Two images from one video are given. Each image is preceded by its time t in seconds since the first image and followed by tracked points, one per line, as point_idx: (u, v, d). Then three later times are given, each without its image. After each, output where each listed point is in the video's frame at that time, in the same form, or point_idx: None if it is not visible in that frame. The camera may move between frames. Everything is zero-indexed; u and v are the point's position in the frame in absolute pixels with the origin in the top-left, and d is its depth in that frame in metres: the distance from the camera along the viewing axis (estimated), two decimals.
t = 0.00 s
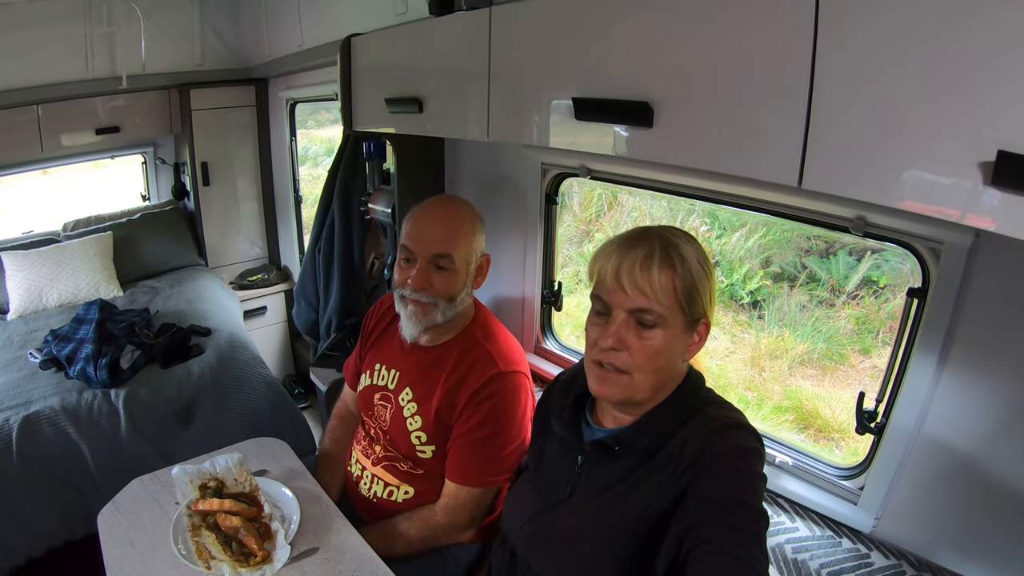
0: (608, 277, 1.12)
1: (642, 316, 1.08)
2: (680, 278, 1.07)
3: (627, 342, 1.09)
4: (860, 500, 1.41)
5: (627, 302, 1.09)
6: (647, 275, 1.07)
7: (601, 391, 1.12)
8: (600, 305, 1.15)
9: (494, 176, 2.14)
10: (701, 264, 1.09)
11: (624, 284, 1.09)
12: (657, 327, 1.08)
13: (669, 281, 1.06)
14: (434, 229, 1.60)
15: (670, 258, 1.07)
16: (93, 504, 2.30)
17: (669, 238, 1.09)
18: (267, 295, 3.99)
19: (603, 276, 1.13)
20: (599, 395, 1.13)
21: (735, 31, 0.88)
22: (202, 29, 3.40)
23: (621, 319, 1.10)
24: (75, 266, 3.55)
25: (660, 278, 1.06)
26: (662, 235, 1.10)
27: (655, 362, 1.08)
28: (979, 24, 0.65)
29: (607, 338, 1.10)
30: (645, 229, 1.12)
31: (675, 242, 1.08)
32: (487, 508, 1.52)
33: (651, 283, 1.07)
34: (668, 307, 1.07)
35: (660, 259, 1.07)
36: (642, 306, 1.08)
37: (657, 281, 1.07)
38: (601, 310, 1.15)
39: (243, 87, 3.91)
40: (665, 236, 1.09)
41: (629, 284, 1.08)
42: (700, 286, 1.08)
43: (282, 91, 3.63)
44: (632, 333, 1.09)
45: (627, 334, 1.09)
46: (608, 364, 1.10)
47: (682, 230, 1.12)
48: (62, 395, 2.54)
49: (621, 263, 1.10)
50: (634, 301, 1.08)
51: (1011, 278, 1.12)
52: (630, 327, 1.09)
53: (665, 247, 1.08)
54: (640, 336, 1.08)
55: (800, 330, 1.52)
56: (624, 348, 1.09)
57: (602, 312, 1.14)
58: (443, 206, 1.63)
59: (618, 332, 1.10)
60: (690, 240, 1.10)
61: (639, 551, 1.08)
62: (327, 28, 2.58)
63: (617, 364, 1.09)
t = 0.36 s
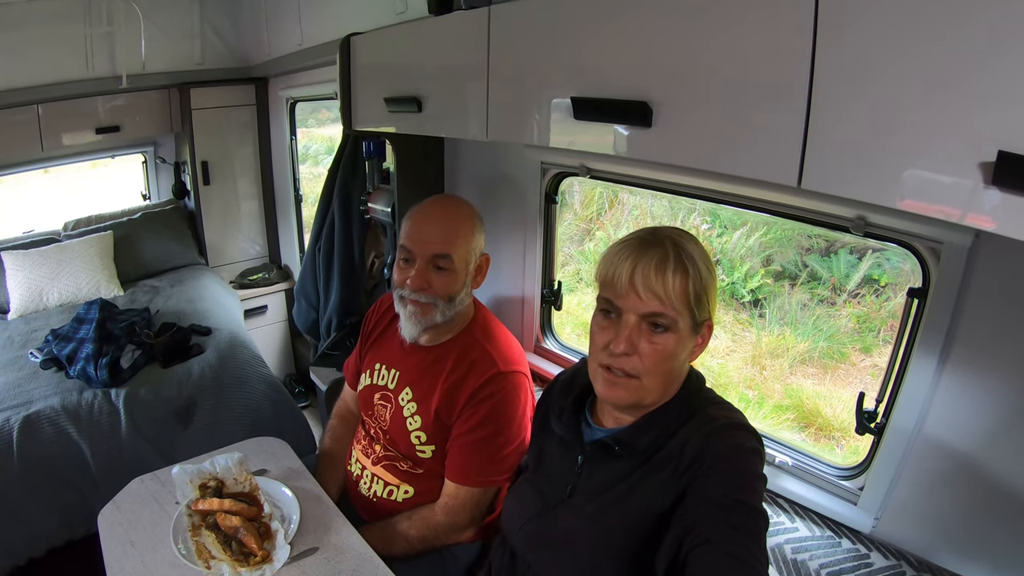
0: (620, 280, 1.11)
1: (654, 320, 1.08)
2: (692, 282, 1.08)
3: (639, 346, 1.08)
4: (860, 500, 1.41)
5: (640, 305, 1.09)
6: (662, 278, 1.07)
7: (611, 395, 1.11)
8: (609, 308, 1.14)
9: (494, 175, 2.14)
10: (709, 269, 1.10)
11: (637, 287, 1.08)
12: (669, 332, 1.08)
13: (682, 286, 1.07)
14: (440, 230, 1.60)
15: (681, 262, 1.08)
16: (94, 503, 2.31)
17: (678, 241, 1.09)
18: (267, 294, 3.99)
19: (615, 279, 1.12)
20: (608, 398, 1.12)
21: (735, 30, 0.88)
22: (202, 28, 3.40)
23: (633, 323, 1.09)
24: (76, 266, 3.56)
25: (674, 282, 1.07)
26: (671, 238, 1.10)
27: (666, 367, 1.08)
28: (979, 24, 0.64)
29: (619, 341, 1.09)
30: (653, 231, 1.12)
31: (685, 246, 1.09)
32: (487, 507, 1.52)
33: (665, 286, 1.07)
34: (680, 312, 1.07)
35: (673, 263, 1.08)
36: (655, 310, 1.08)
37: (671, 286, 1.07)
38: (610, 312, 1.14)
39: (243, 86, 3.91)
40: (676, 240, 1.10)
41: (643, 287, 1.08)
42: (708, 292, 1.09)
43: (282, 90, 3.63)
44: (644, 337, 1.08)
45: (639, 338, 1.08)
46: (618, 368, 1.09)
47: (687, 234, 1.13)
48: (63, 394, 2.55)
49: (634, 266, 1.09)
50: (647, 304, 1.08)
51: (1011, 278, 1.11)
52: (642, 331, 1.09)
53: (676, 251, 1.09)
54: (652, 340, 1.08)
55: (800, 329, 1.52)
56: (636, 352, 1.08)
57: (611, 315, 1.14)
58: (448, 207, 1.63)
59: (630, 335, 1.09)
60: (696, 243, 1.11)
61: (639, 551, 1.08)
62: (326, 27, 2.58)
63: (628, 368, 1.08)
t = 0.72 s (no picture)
0: (623, 278, 1.11)
1: (658, 318, 1.08)
2: (694, 280, 1.08)
3: (643, 345, 1.08)
4: (860, 499, 1.41)
5: (644, 303, 1.09)
6: (665, 276, 1.07)
7: (616, 394, 1.11)
8: (612, 306, 1.14)
9: (493, 175, 2.15)
10: (710, 268, 1.11)
11: (642, 285, 1.09)
12: (673, 329, 1.08)
13: (686, 281, 1.08)
14: (440, 230, 1.60)
15: (683, 260, 1.08)
16: (94, 503, 2.31)
17: (680, 240, 1.10)
18: (267, 294, 3.99)
19: (618, 277, 1.11)
20: (612, 397, 1.12)
21: (735, 29, 0.88)
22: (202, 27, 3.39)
23: (637, 321, 1.09)
24: (76, 266, 3.56)
25: (677, 279, 1.07)
26: (673, 237, 1.10)
27: (670, 365, 1.09)
28: (979, 22, 0.64)
29: (624, 340, 1.10)
30: (654, 230, 1.12)
31: (684, 243, 1.10)
32: (487, 506, 1.52)
33: (668, 284, 1.07)
34: (683, 310, 1.08)
35: (676, 261, 1.08)
36: (659, 308, 1.08)
37: (675, 282, 1.07)
38: (612, 311, 1.14)
39: (243, 86, 3.91)
40: (675, 237, 1.10)
41: (647, 285, 1.08)
42: (710, 289, 1.10)
43: (282, 90, 3.63)
44: (649, 334, 1.09)
45: (644, 335, 1.09)
46: (623, 367, 1.10)
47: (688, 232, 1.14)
48: (63, 394, 2.55)
49: (637, 264, 1.09)
50: (652, 302, 1.08)
51: (1012, 277, 1.11)
52: (647, 329, 1.09)
53: (678, 248, 1.09)
54: (656, 338, 1.08)
55: (801, 328, 1.52)
56: (640, 350, 1.08)
57: (615, 314, 1.13)
58: (448, 206, 1.63)
59: (634, 334, 1.09)
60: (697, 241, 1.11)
61: (639, 550, 1.08)
62: (326, 27, 2.58)
63: (633, 366, 1.09)
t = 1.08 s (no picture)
0: (619, 279, 1.11)
1: (655, 319, 1.08)
2: (691, 279, 1.08)
3: (640, 346, 1.08)
4: (862, 499, 1.41)
5: (640, 304, 1.09)
6: (660, 276, 1.07)
7: (614, 395, 1.11)
8: (610, 307, 1.14)
9: (494, 175, 2.15)
10: (708, 267, 1.10)
11: (637, 286, 1.09)
12: (670, 330, 1.08)
13: (681, 281, 1.07)
14: (438, 229, 1.60)
15: (680, 259, 1.08)
16: (95, 501, 2.32)
17: (677, 238, 1.10)
18: (268, 292, 3.99)
19: (614, 277, 1.12)
20: (611, 399, 1.12)
21: (737, 29, 0.88)
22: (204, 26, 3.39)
23: (633, 321, 1.10)
24: (78, 265, 3.56)
25: (673, 278, 1.07)
26: (670, 236, 1.10)
27: (668, 365, 1.08)
28: (979, 24, 0.64)
29: (620, 341, 1.10)
30: (653, 229, 1.13)
31: (681, 242, 1.09)
32: (478, 505, 1.51)
33: (664, 284, 1.07)
34: (680, 310, 1.07)
35: (672, 259, 1.08)
36: (655, 308, 1.08)
37: (670, 282, 1.07)
38: (610, 312, 1.14)
39: (245, 85, 3.91)
40: (672, 236, 1.10)
41: (642, 285, 1.08)
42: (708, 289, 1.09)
43: (284, 89, 3.63)
44: (645, 335, 1.09)
45: (640, 336, 1.09)
46: (621, 367, 1.10)
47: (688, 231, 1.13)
48: (65, 392, 2.55)
49: (633, 264, 1.09)
50: (647, 302, 1.08)
51: (1013, 279, 1.11)
52: (643, 329, 1.09)
53: (675, 247, 1.09)
54: (653, 338, 1.08)
55: (802, 328, 1.52)
56: (637, 351, 1.08)
57: (612, 315, 1.14)
58: (447, 206, 1.63)
59: (631, 334, 1.09)
60: (695, 241, 1.11)
61: (639, 550, 1.08)
62: (328, 26, 2.58)
63: (630, 367, 1.08)
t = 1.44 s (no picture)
0: (614, 278, 1.11)
1: (650, 317, 1.08)
2: (685, 278, 1.07)
3: (635, 346, 1.08)
4: (861, 499, 1.41)
5: (634, 302, 1.09)
6: (653, 274, 1.07)
7: (610, 394, 1.11)
8: (605, 306, 1.14)
9: (494, 175, 2.15)
10: (704, 266, 1.10)
11: (631, 284, 1.09)
12: (666, 328, 1.08)
13: (674, 279, 1.07)
14: (434, 232, 1.60)
15: (673, 257, 1.08)
16: (96, 500, 2.32)
17: (672, 238, 1.09)
18: (269, 292, 4.00)
19: (608, 276, 1.12)
20: (608, 399, 1.12)
21: (737, 30, 0.88)
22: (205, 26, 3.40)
23: (628, 320, 1.10)
24: (79, 264, 3.57)
25: (666, 276, 1.07)
26: (665, 235, 1.10)
27: (664, 363, 1.09)
28: (979, 24, 0.64)
29: (616, 339, 1.10)
30: (648, 227, 1.13)
31: (674, 242, 1.09)
32: (457, 507, 1.51)
33: (657, 283, 1.07)
34: (675, 307, 1.07)
35: (665, 258, 1.07)
36: (650, 306, 1.08)
37: (664, 280, 1.07)
38: (606, 311, 1.15)
39: (246, 85, 3.91)
40: (665, 236, 1.10)
41: (635, 283, 1.08)
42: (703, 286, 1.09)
43: (285, 89, 3.63)
44: (639, 333, 1.09)
45: (634, 335, 1.09)
46: (617, 366, 1.10)
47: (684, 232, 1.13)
48: (66, 392, 2.55)
49: (627, 263, 1.09)
50: (642, 301, 1.08)
51: (1013, 279, 1.11)
52: (638, 328, 1.09)
53: (669, 246, 1.08)
54: (648, 337, 1.08)
55: (803, 328, 1.52)
56: (632, 350, 1.08)
57: (607, 314, 1.14)
58: (444, 207, 1.63)
59: (627, 333, 1.09)
60: (690, 241, 1.10)
61: (639, 550, 1.08)
62: (329, 26, 2.58)
63: (625, 366, 1.09)
